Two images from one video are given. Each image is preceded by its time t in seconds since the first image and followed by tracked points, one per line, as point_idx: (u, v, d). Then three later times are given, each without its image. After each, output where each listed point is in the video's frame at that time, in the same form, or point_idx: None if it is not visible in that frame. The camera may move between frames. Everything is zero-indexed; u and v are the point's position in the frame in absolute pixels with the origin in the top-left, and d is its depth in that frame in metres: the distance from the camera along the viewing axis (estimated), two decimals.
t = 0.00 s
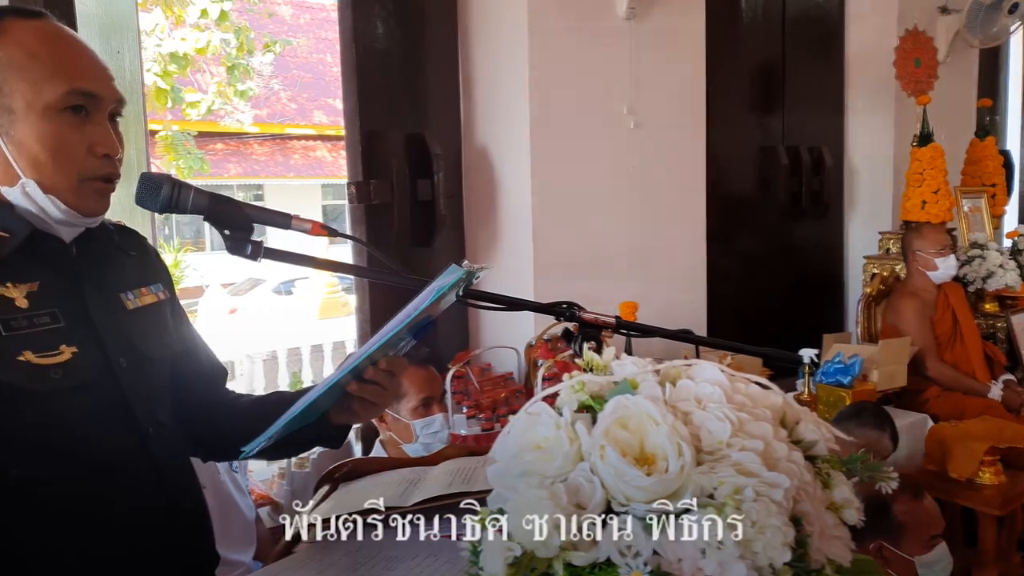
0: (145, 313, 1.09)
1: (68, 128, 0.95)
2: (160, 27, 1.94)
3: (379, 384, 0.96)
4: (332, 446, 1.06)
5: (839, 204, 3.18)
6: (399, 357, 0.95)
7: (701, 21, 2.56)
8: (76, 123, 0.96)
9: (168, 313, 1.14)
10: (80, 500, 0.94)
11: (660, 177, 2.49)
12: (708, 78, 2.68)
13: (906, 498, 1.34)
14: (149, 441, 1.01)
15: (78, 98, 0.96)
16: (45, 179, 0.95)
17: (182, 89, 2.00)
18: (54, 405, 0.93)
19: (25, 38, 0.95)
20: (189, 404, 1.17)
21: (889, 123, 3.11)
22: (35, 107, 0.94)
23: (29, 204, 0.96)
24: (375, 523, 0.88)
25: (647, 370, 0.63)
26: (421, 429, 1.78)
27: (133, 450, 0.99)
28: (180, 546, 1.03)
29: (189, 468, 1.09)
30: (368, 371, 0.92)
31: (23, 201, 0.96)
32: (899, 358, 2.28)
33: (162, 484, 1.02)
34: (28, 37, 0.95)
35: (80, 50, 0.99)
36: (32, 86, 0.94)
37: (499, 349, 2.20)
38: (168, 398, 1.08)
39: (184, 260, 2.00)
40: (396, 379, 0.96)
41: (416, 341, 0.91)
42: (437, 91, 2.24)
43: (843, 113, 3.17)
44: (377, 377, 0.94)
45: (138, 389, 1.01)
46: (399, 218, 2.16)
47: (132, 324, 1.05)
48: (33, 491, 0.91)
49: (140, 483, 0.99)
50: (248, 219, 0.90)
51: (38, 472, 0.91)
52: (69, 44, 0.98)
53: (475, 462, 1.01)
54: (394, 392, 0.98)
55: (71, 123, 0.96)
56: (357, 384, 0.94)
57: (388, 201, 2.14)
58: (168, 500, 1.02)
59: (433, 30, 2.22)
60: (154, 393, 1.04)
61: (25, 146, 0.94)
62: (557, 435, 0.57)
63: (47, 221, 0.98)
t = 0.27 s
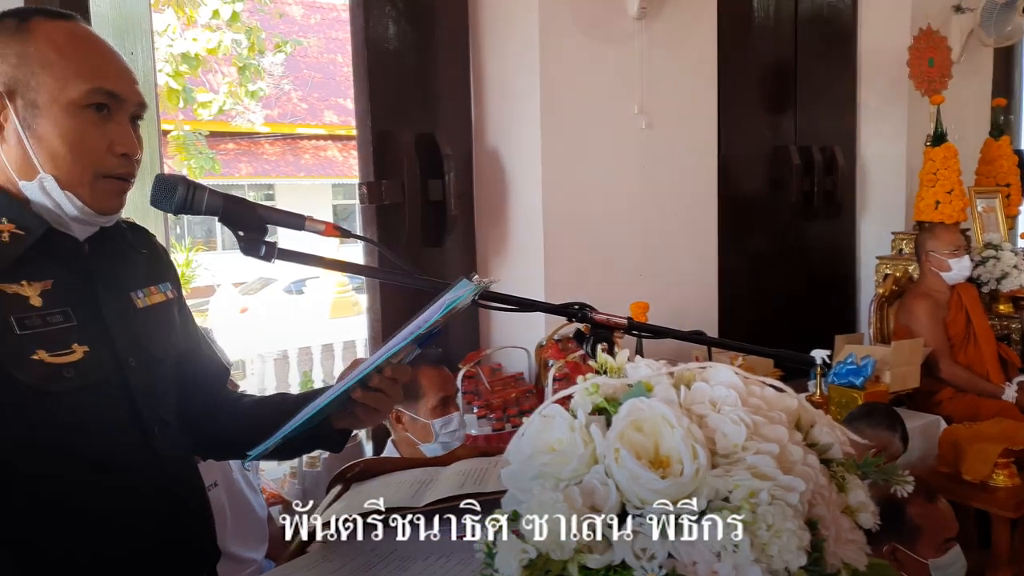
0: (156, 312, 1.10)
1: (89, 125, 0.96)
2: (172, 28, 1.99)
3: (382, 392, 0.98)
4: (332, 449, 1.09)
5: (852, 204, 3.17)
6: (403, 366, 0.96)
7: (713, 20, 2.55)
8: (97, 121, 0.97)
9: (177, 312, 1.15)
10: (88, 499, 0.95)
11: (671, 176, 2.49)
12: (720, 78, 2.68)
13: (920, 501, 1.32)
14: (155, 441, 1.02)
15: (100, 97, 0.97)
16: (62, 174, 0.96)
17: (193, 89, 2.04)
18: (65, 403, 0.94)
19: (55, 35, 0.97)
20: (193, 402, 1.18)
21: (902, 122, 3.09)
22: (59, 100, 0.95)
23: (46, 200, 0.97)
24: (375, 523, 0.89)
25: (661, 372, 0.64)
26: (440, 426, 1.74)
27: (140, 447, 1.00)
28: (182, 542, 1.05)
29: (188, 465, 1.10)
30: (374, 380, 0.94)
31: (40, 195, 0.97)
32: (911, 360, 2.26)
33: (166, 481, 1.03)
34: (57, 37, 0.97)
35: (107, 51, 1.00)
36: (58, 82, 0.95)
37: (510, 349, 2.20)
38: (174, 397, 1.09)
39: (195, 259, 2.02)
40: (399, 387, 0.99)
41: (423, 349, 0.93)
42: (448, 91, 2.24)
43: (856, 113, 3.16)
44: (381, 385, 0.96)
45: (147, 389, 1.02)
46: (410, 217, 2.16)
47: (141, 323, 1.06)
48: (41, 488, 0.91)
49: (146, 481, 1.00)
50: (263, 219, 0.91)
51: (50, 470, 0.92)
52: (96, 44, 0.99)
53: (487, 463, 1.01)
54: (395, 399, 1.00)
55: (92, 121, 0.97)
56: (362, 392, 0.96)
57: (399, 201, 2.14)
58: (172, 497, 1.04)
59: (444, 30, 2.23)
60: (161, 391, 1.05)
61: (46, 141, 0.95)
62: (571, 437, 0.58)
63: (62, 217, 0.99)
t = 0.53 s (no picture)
0: (175, 315, 1.12)
1: (115, 126, 0.98)
2: (183, 28, 2.01)
3: (400, 399, 1.06)
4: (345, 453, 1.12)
5: (864, 205, 3.15)
6: (420, 375, 1.03)
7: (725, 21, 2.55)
8: (122, 122, 0.98)
9: (194, 314, 1.16)
10: (86, 502, 0.94)
11: (683, 178, 2.48)
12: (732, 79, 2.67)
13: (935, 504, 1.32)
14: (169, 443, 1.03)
15: (127, 100, 0.99)
16: (88, 174, 0.97)
17: (204, 89, 2.07)
18: (89, 403, 0.95)
19: (84, 39, 0.98)
20: (204, 404, 1.19)
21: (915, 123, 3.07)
22: (86, 103, 0.96)
23: (70, 199, 0.98)
24: (375, 524, 0.90)
25: (680, 380, 0.67)
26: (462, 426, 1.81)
27: (156, 447, 1.02)
28: (188, 543, 1.06)
29: (201, 465, 1.11)
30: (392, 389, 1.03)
31: (65, 196, 0.98)
32: (925, 362, 2.25)
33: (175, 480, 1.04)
34: (88, 40, 0.98)
35: (134, 55, 1.01)
36: (86, 84, 0.96)
37: (521, 350, 2.20)
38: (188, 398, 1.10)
39: (207, 259, 2.04)
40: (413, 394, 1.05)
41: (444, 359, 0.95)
42: (460, 93, 2.25)
43: (869, 113, 3.14)
44: (399, 394, 1.04)
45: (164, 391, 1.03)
46: (423, 219, 2.16)
47: (160, 324, 1.08)
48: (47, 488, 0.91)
49: (160, 480, 1.02)
50: (281, 225, 0.92)
51: (64, 469, 0.92)
52: (123, 48, 1.01)
53: (502, 465, 1.02)
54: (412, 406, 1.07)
55: (117, 122, 0.98)
56: (380, 401, 1.05)
57: (412, 202, 2.15)
58: (180, 497, 1.05)
59: (457, 32, 2.23)
60: (175, 392, 1.07)
61: (72, 141, 0.96)
62: (592, 445, 0.62)
63: (85, 218, 1.00)
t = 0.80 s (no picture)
0: (192, 314, 1.13)
1: (130, 123, 0.99)
2: (192, 29, 1.97)
3: (413, 402, 1.09)
4: (360, 453, 1.15)
5: (875, 206, 3.14)
6: (433, 379, 1.06)
7: (735, 21, 2.54)
8: (138, 119, 0.99)
9: (211, 313, 1.17)
10: (96, 500, 0.95)
11: (692, 179, 2.48)
12: (742, 79, 2.66)
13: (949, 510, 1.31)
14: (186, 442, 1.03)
15: (142, 96, 1.00)
16: (107, 171, 0.98)
17: (215, 90, 2.07)
18: (104, 405, 0.96)
19: (101, 39, 0.99)
20: (222, 403, 1.20)
21: (926, 123, 3.06)
22: (102, 100, 0.97)
23: (89, 198, 0.99)
24: (375, 523, 0.91)
25: (693, 385, 0.68)
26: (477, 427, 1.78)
27: (170, 448, 1.02)
28: (207, 541, 1.07)
29: (220, 466, 1.11)
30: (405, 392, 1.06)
31: (85, 195, 0.99)
32: (937, 363, 2.24)
33: (188, 481, 1.04)
34: (102, 39, 0.99)
35: (146, 53, 1.02)
36: (102, 82, 0.97)
37: (531, 352, 2.20)
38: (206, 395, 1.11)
39: (218, 259, 2.06)
40: (426, 397, 1.08)
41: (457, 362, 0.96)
42: (469, 93, 2.25)
43: (880, 113, 3.12)
44: (412, 396, 1.07)
45: (180, 391, 1.04)
46: (432, 220, 2.17)
47: (177, 325, 1.09)
48: (53, 488, 0.92)
49: (173, 481, 1.02)
50: (295, 226, 0.92)
51: (72, 470, 0.93)
52: (139, 49, 1.02)
53: (513, 467, 1.03)
54: (425, 409, 1.10)
55: (134, 119, 0.99)
56: (393, 404, 1.08)
57: (421, 203, 2.15)
58: (194, 498, 1.05)
59: (467, 33, 2.24)
60: (195, 394, 1.07)
61: (91, 140, 0.97)
62: (605, 449, 0.62)
63: (104, 218, 1.01)
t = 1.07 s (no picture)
0: (209, 314, 1.14)
1: (149, 138, 0.99)
2: (202, 29, 2.01)
3: (427, 401, 1.10)
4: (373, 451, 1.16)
5: (885, 206, 3.13)
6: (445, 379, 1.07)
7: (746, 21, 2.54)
8: (157, 134, 1.00)
9: (227, 313, 1.19)
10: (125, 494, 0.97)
11: (702, 179, 2.48)
12: (752, 79, 2.66)
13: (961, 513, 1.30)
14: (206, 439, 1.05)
15: (163, 112, 1.00)
16: (124, 185, 0.99)
17: (224, 90, 2.08)
18: (125, 406, 0.97)
19: (125, 49, 1.00)
20: (241, 401, 1.23)
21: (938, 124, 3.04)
22: (123, 114, 0.98)
23: (105, 208, 1.01)
24: (375, 523, 0.92)
25: (709, 389, 0.68)
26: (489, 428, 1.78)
27: (191, 448, 1.03)
28: (226, 539, 1.07)
29: (237, 464, 1.13)
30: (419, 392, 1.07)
31: (101, 203, 1.00)
32: (948, 365, 2.24)
33: (210, 479, 1.05)
34: (127, 50, 1.00)
35: (169, 66, 1.02)
36: (124, 95, 0.98)
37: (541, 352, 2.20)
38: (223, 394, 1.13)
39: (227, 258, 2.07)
40: (439, 396, 1.09)
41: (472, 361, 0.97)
42: (480, 94, 2.26)
43: (891, 113, 3.11)
44: (425, 396, 1.08)
45: (199, 390, 1.05)
46: (442, 220, 2.17)
47: (193, 325, 1.10)
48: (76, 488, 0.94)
49: (195, 479, 1.03)
50: (309, 228, 0.93)
51: (94, 470, 0.94)
52: (162, 60, 1.02)
53: (525, 468, 1.04)
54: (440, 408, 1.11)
55: (153, 135, 1.00)
56: (406, 404, 1.09)
57: (432, 203, 2.16)
58: (213, 497, 1.06)
59: (477, 34, 2.24)
60: (212, 392, 1.08)
61: (110, 151, 0.98)
62: (621, 452, 0.63)
63: (122, 224, 1.03)
